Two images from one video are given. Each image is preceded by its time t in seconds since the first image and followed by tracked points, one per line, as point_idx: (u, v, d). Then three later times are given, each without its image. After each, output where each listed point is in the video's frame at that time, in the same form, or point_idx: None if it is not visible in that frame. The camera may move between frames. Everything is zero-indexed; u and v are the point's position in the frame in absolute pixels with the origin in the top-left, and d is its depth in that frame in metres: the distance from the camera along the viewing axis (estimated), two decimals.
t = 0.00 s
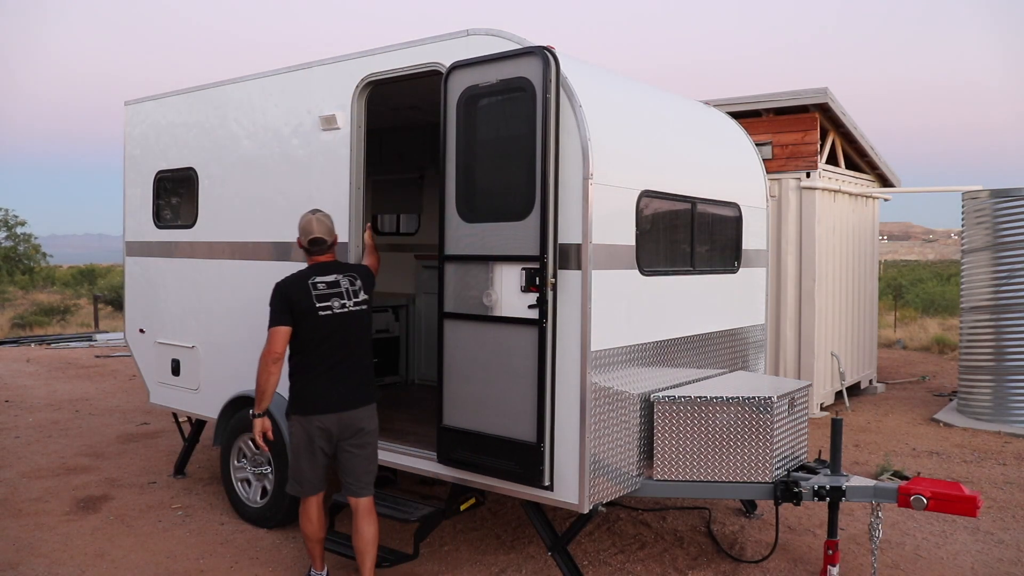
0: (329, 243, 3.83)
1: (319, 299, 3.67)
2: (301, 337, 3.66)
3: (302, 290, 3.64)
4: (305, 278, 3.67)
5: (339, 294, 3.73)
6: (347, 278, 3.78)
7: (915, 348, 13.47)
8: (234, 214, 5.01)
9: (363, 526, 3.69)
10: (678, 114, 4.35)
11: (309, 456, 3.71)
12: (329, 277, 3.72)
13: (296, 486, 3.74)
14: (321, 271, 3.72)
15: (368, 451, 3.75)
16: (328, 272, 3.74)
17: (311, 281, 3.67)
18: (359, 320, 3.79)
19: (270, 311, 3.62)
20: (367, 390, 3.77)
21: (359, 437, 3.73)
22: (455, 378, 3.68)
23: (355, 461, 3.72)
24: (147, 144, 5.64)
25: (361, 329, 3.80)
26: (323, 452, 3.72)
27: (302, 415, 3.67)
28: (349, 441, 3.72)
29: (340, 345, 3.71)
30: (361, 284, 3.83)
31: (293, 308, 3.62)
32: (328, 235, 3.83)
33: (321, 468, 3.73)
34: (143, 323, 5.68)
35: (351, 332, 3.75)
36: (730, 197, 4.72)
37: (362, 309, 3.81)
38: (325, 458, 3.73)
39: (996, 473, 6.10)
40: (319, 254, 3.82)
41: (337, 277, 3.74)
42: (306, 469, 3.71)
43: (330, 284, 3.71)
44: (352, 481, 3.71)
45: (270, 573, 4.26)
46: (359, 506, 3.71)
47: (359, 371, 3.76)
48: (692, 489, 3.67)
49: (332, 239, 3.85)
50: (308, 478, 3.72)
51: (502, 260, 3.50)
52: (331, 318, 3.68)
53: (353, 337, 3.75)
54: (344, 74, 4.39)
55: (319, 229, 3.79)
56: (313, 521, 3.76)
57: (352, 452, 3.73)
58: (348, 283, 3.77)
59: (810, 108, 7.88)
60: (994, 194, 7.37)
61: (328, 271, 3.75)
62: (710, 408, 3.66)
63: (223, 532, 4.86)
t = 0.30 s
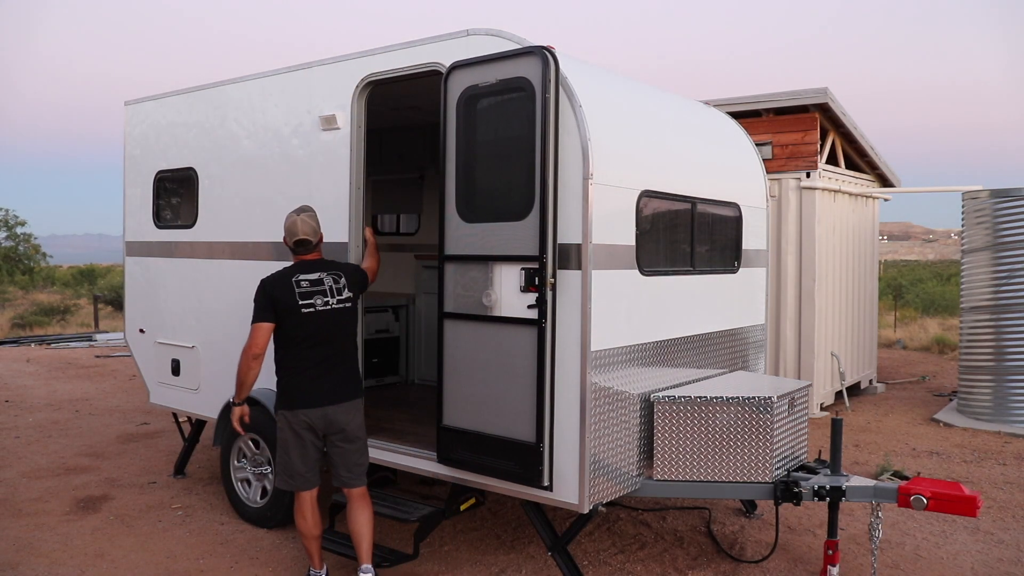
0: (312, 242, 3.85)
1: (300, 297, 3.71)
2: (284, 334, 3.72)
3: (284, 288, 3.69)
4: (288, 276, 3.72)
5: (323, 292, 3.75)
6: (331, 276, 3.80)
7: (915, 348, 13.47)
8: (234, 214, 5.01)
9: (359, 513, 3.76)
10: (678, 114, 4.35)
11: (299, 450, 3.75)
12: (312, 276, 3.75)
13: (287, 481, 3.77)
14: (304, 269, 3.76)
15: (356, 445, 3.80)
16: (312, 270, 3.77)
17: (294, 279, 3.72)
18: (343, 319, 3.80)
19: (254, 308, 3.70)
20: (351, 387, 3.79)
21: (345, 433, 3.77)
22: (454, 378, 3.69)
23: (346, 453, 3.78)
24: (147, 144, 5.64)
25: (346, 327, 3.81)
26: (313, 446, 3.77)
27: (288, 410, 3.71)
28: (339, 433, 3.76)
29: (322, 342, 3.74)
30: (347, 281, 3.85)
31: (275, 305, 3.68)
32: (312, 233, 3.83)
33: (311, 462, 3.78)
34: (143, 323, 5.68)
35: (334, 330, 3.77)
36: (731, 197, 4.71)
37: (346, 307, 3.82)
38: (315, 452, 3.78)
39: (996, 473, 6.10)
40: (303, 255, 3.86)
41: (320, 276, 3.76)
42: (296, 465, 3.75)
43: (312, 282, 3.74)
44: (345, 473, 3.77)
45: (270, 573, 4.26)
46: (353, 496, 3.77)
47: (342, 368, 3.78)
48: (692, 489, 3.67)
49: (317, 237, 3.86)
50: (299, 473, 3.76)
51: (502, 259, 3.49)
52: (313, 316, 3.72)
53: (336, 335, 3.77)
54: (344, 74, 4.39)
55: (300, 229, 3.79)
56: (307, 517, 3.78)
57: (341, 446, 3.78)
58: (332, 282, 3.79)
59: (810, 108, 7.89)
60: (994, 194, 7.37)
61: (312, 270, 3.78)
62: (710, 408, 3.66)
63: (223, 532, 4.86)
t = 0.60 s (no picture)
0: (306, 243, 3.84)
1: (292, 298, 3.71)
2: (277, 335, 3.74)
3: (276, 289, 3.70)
4: (280, 278, 3.74)
5: (315, 292, 3.75)
6: (325, 276, 3.80)
7: (915, 348, 13.47)
8: (234, 214, 5.01)
9: (358, 510, 3.75)
10: (678, 114, 4.35)
11: (296, 449, 3.76)
12: (304, 276, 3.75)
13: (286, 480, 3.78)
14: (297, 270, 3.77)
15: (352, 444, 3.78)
16: (305, 271, 3.77)
17: (286, 281, 3.73)
18: (336, 318, 3.79)
19: (248, 310, 3.74)
20: (345, 387, 3.79)
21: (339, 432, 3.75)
22: (454, 378, 3.69)
23: (342, 451, 3.77)
24: (147, 144, 5.65)
25: (339, 326, 3.80)
26: (310, 444, 3.78)
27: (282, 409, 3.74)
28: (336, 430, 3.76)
29: (313, 342, 3.74)
30: (341, 281, 3.83)
31: (267, 307, 3.70)
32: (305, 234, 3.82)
33: (309, 461, 3.79)
34: (143, 323, 5.69)
35: (327, 331, 3.76)
36: (731, 197, 4.71)
37: (340, 308, 3.81)
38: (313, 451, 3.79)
39: (997, 473, 6.10)
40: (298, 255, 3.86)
41: (312, 276, 3.76)
42: (294, 463, 3.76)
43: (304, 282, 3.74)
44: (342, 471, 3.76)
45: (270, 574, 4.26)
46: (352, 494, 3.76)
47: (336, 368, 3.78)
48: (692, 489, 3.67)
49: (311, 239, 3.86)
50: (297, 472, 3.77)
51: (502, 259, 3.49)
52: (305, 317, 3.73)
53: (330, 334, 3.77)
54: (344, 74, 4.39)
55: (294, 229, 3.80)
56: (306, 515, 3.77)
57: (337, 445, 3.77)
58: (325, 282, 3.78)
59: (810, 108, 7.89)
60: (994, 194, 7.37)
61: (304, 271, 3.78)
62: (710, 408, 3.66)
63: (223, 532, 4.86)
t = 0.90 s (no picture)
0: (301, 236, 3.84)
1: (285, 298, 3.72)
2: (274, 336, 3.75)
3: (269, 291, 3.71)
4: (274, 278, 3.74)
5: (309, 291, 3.74)
6: (318, 275, 3.78)
7: (915, 348, 13.48)
8: (234, 214, 5.01)
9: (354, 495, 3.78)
10: (678, 114, 4.35)
11: (298, 450, 3.76)
12: (297, 276, 3.75)
13: (287, 482, 3.77)
14: (291, 270, 3.76)
15: (353, 443, 3.79)
16: (298, 270, 3.77)
17: (279, 281, 3.73)
18: (331, 316, 3.78)
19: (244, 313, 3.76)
20: (343, 384, 3.77)
21: (341, 431, 3.76)
22: (454, 378, 3.69)
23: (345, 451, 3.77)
24: (147, 144, 5.65)
25: (334, 323, 3.78)
26: (311, 445, 3.77)
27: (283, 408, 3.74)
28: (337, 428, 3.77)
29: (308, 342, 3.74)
30: (336, 278, 3.81)
31: (262, 309, 3.72)
32: (299, 228, 3.82)
33: (310, 462, 3.78)
34: (143, 323, 5.69)
35: (322, 328, 3.75)
36: (730, 197, 4.71)
37: (335, 305, 3.79)
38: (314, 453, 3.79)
39: (997, 473, 6.10)
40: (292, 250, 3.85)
41: (306, 275, 3.75)
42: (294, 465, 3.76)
43: (298, 282, 3.74)
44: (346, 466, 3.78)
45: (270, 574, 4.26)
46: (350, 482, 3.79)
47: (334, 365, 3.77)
48: (692, 490, 3.67)
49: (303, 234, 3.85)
50: (299, 474, 3.76)
51: (502, 259, 3.49)
52: (299, 317, 3.73)
53: (325, 332, 3.75)
54: (344, 74, 4.39)
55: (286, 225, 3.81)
56: (307, 516, 3.77)
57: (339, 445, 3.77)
58: (318, 281, 3.77)
59: (810, 108, 7.89)
60: (994, 194, 7.37)
61: (297, 270, 3.77)
62: (710, 408, 3.66)
63: (223, 532, 4.86)
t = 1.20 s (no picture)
0: (307, 229, 3.92)
1: (285, 294, 3.74)
2: (275, 333, 3.78)
3: (270, 288, 3.75)
4: (274, 276, 3.78)
5: (309, 286, 3.76)
6: (319, 271, 3.81)
7: (915, 348, 13.48)
8: (234, 215, 5.01)
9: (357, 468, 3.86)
10: (678, 114, 4.35)
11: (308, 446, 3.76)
12: (297, 272, 3.78)
13: (299, 480, 3.76)
14: (291, 267, 3.80)
15: (362, 431, 3.83)
16: (298, 267, 3.80)
17: (279, 279, 3.77)
18: (330, 310, 3.79)
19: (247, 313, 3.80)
20: (345, 379, 3.77)
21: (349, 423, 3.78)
22: (455, 378, 3.69)
23: (354, 438, 3.82)
24: (147, 144, 5.65)
25: (334, 317, 3.79)
26: (321, 439, 3.78)
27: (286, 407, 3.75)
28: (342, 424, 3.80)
29: (308, 336, 3.75)
30: (336, 273, 3.83)
31: (263, 308, 3.76)
32: (307, 222, 3.92)
33: (321, 457, 3.78)
34: (143, 323, 5.69)
35: (321, 323, 3.76)
36: (730, 197, 4.71)
37: (335, 299, 3.80)
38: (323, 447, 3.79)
39: (997, 473, 6.10)
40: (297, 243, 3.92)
41: (305, 271, 3.79)
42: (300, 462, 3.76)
43: (297, 279, 3.77)
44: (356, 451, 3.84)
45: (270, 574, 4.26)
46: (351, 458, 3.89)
47: (335, 359, 3.77)
48: (692, 490, 3.67)
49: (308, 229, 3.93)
50: (311, 470, 3.76)
51: (501, 259, 3.49)
52: (299, 311, 3.75)
53: (325, 326, 3.77)
54: (344, 74, 4.39)
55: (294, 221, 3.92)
56: (309, 518, 3.74)
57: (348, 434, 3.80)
58: (318, 276, 3.79)
59: (810, 109, 7.89)
60: (994, 194, 7.37)
61: (298, 267, 3.81)
62: (710, 408, 3.66)
63: (223, 532, 4.86)
